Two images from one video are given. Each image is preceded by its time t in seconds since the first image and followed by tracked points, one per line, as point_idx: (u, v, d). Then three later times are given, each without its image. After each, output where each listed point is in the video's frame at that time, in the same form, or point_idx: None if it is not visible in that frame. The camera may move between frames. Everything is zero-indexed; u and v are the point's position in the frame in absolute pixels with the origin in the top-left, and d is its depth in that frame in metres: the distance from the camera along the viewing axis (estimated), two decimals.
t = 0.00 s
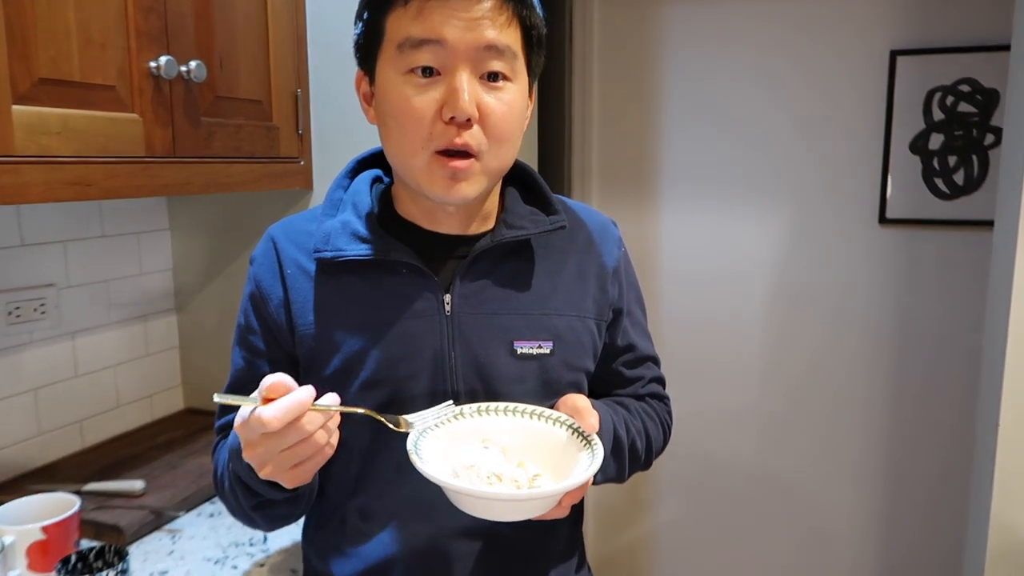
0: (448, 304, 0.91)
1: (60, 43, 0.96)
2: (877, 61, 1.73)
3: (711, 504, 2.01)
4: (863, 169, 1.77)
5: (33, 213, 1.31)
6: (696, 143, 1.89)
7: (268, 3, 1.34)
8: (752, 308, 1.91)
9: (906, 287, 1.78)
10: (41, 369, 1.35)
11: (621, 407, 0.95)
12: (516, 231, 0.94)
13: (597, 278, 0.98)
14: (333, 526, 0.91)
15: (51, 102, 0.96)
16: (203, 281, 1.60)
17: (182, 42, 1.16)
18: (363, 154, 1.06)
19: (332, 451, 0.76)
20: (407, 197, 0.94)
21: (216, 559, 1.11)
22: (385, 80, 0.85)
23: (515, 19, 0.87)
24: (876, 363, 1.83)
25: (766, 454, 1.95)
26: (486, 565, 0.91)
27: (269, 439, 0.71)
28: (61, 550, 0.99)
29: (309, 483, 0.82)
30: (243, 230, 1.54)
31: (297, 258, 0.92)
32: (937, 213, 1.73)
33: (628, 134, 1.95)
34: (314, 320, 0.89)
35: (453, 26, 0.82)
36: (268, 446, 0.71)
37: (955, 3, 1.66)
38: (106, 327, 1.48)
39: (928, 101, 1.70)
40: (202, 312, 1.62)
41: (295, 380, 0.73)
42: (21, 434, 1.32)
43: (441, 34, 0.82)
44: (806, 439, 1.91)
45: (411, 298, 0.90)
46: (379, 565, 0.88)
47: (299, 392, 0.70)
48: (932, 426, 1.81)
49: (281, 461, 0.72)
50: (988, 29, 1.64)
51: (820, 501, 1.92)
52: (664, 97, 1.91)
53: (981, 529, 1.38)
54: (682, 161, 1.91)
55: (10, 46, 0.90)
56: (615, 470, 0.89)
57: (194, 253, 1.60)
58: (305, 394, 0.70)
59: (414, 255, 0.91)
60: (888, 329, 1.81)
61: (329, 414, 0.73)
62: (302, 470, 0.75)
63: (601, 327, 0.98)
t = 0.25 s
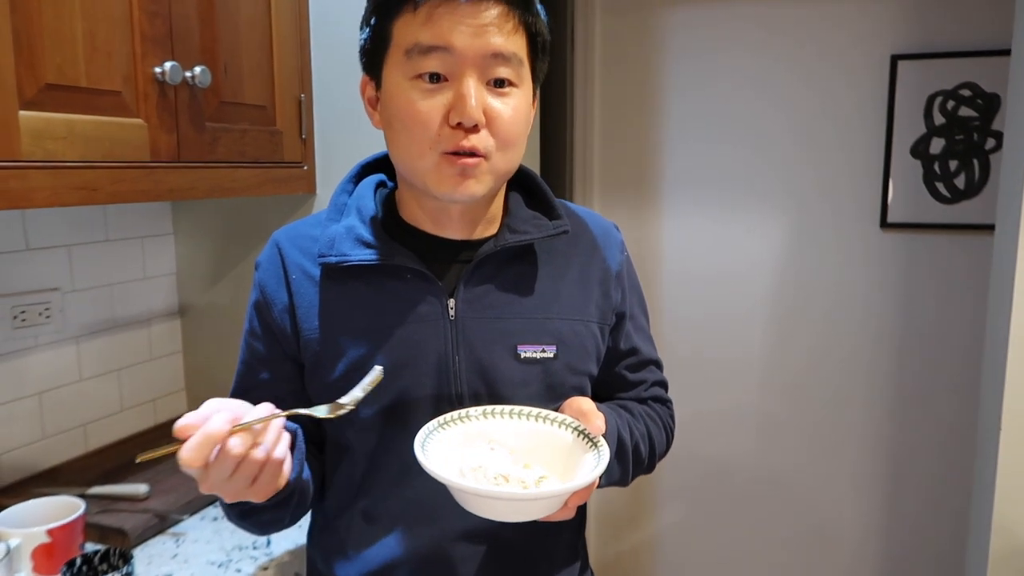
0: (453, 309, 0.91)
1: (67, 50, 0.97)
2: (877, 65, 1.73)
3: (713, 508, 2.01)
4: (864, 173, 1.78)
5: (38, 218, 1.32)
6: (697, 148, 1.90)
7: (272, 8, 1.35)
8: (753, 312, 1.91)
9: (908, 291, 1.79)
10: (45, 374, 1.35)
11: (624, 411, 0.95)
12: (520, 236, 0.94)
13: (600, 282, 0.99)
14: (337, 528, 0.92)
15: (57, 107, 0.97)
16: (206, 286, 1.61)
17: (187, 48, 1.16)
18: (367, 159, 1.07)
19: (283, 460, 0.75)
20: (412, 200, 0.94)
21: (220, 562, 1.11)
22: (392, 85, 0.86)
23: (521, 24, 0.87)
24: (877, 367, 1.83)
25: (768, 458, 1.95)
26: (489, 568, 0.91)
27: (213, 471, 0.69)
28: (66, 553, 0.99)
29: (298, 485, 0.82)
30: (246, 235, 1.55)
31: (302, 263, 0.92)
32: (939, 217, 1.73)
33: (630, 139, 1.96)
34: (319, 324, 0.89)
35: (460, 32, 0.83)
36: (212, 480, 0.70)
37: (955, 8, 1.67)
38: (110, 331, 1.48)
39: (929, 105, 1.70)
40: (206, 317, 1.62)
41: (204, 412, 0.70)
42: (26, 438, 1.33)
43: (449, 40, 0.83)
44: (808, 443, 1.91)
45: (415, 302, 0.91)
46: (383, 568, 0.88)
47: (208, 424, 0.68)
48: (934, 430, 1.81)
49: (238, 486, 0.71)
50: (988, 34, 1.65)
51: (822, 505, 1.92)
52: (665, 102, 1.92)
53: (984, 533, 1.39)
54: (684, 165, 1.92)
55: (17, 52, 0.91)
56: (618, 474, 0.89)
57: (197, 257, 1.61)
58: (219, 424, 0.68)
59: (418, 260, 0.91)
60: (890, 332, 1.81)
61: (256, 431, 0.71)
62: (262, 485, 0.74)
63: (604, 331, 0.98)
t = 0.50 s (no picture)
0: (456, 316, 0.92)
1: (73, 59, 0.98)
2: (877, 74, 1.74)
3: (714, 515, 2.01)
4: (864, 181, 1.79)
5: (42, 226, 1.33)
6: (698, 156, 1.91)
7: (276, 18, 1.36)
8: (754, 319, 1.91)
9: (908, 299, 1.79)
10: (49, 380, 1.36)
11: (626, 419, 0.95)
12: (524, 243, 0.95)
13: (603, 290, 0.99)
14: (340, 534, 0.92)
15: (63, 116, 0.98)
16: (209, 293, 1.62)
17: (191, 57, 1.17)
18: (372, 168, 1.07)
19: (257, 460, 0.74)
20: (417, 209, 0.95)
21: (222, 569, 1.11)
22: (396, 96, 0.87)
23: (524, 34, 0.88)
24: (878, 374, 1.83)
25: (769, 465, 1.95)
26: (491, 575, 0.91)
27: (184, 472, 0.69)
28: (69, 559, 0.99)
29: (285, 486, 0.82)
30: (249, 242, 1.56)
31: (307, 270, 0.93)
32: (939, 225, 1.74)
33: (631, 146, 1.97)
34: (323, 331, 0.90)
35: (462, 42, 0.83)
36: (185, 481, 0.69)
37: (954, 17, 1.68)
38: (113, 338, 1.49)
39: (929, 113, 1.71)
40: (208, 324, 1.63)
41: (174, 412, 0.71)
42: (29, 444, 1.33)
43: (450, 50, 0.84)
44: (809, 450, 1.91)
45: (419, 309, 0.91)
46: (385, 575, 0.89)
47: (175, 424, 0.67)
48: (935, 437, 1.81)
49: (210, 487, 0.71)
50: (987, 43, 1.66)
51: (823, 512, 1.92)
52: (666, 110, 1.93)
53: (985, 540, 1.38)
54: (684, 173, 1.93)
55: (24, 61, 0.92)
56: (620, 481, 0.89)
57: (200, 264, 1.62)
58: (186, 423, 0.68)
59: (422, 267, 0.92)
60: (891, 339, 1.81)
61: (224, 431, 0.70)
62: (236, 486, 0.74)
63: (606, 339, 0.98)
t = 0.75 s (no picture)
0: (461, 320, 0.92)
1: (78, 67, 0.99)
2: (877, 81, 1.75)
3: (715, 521, 2.01)
4: (865, 187, 1.79)
5: (47, 232, 1.33)
6: (699, 162, 1.91)
7: (279, 26, 1.37)
8: (755, 325, 1.92)
9: (909, 304, 1.79)
10: (51, 386, 1.36)
11: (629, 425, 0.96)
12: (528, 248, 0.95)
13: (606, 295, 1.00)
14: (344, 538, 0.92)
15: (68, 123, 0.99)
16: (212, 299, 1.62)
17: (195, 64, 1.18)
18: (377, 175, 1.08)
19: (283, 460, 0.75)
20: (423, 216, 0.96)
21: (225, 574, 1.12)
22: (398, 103, 0.88)
23: (524, 39, 0.89)
24: (879, 380, 1.84)
25: (770, 471, 1.95)
26: None
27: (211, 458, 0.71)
28: (73, 564, 1.00)
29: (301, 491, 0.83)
30: (252, 248, 1.56)
31: (313, 275, 0.93)
32: (939, 231, 1.74)
33: (632, 153, 1.98)
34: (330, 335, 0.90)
35: (461, 49, 0.84)
36: (212, 468, 0.71)
37: (954, 24, 1.68)
38: (116, 343, 1.49)
39: (929, 119, 1.72)
40: (211, 329, 1.63)
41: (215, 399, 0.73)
42: (32, 450, 1.34)
43: (450, 57, 0.84)
44: (811, 455, 1.91)
45: (425, 313, 0.92)
46: None
47: (213, 410, 0.70)
48: (937, 443, 1.81)
49: (234, 478, 0.72)
50: (987, 50, 1.67)
51: (825, 518, 1.92)
52: (667, 116, 1.93)
53: (986, 546, 1.39)
54: (685, 179, 1.93)
55: (30, 69, 0.93)
56: (624, 485, 0.89)
57: (203, 270, 1.62)
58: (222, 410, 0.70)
59: (427, 272, 0.93)
60: (891, 345, 1.82)
61: (257, 425, 0.72)
62: (258, 484, 0.75)
63: (609, 343, 0.99)
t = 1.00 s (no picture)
0: (462, 323, 0.93)
1: (78, 70, 0.99)
2: (876, 83, 1.75)
3: (715, 523, 2.01)
4: (865, 189, 1.79)
5: (47, 235, 1.34)
6: (698, 164, 1.92)
7: (279, 29, 1.37)
8: (755, 327, 1.92)
9: (909, 307, 1.79)
10: (52, 388, 1.37)
11: (627, 431, 0.96)
12: (527, 251, 0.96)
13: (605, 298, 1.00)
14: (344, 540, 0.92)
15: (68, 126, 0.99)
16: (212, 302, 1.63)
17: (195, 68, 1.18)
18: (375, 179, 1.08)
19: (354, 479, 0.76)
20: (424, 217, 0.96)
21: None
22: (401, 106, 0.88)
23: (526, 42, 0.89)
24: (879, 382, 1.83)
25: (771, 473, 1.95)
26: None
27: (293, 459, 0.72)
28: (72, 567, 1.00)
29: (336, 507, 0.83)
30: (252, 251, 1.57)
31: (313, 281, 0.94)
32: (939, 233, 1.74)
33: (632, 155, 1.98)
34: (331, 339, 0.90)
35: (464, 51, 0.85)
36: (292, 466, 0.72)
37: (953, 27, 1.69)
38: (117, 346, 1.50)
39: (928, 122, 1.72)
40: (211, 332, 1.63)
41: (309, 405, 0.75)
42: (32, 452, 1.34)
43: (453, 59, 0.85)
44: (811, 457, 1.91)
45: (426, 316, 0.92)
46: None
47: (312, 413, 0.72)
48: (937, 445, 1.80)
49: (308, 484, 0.73)
50: (986, 52, 1.67)
51: (825, 520, 1.92)
52: (666, 119, 1.94)
53: (986, 547, 1.38)
54: (685, 182, 1.94)
55: (31, 73, 0.93)
56: (619, 494, 0.90)
57: (203, 274, 1.63)
58: (320, 413, 0.72)
59: (427, 275, 0.93)
60: (891, 348, 1.82)
61: (347, 436, 0.74)
62: (324, 498, 0.75)
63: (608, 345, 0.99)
